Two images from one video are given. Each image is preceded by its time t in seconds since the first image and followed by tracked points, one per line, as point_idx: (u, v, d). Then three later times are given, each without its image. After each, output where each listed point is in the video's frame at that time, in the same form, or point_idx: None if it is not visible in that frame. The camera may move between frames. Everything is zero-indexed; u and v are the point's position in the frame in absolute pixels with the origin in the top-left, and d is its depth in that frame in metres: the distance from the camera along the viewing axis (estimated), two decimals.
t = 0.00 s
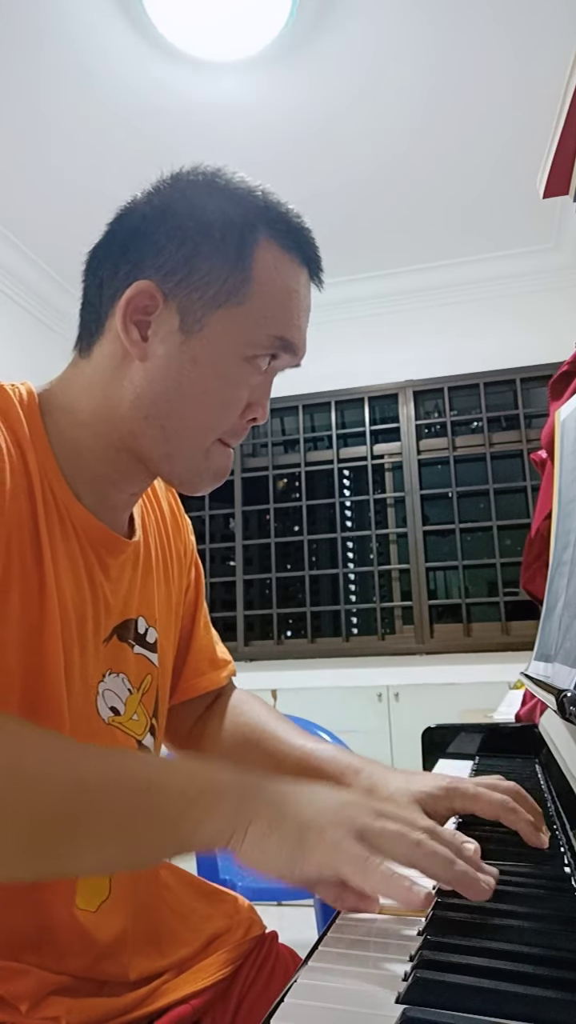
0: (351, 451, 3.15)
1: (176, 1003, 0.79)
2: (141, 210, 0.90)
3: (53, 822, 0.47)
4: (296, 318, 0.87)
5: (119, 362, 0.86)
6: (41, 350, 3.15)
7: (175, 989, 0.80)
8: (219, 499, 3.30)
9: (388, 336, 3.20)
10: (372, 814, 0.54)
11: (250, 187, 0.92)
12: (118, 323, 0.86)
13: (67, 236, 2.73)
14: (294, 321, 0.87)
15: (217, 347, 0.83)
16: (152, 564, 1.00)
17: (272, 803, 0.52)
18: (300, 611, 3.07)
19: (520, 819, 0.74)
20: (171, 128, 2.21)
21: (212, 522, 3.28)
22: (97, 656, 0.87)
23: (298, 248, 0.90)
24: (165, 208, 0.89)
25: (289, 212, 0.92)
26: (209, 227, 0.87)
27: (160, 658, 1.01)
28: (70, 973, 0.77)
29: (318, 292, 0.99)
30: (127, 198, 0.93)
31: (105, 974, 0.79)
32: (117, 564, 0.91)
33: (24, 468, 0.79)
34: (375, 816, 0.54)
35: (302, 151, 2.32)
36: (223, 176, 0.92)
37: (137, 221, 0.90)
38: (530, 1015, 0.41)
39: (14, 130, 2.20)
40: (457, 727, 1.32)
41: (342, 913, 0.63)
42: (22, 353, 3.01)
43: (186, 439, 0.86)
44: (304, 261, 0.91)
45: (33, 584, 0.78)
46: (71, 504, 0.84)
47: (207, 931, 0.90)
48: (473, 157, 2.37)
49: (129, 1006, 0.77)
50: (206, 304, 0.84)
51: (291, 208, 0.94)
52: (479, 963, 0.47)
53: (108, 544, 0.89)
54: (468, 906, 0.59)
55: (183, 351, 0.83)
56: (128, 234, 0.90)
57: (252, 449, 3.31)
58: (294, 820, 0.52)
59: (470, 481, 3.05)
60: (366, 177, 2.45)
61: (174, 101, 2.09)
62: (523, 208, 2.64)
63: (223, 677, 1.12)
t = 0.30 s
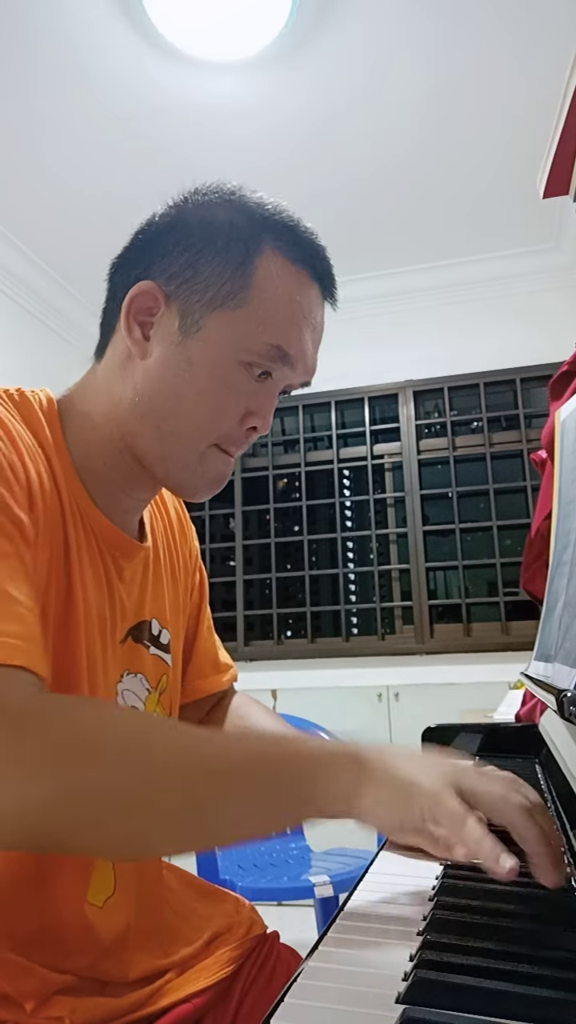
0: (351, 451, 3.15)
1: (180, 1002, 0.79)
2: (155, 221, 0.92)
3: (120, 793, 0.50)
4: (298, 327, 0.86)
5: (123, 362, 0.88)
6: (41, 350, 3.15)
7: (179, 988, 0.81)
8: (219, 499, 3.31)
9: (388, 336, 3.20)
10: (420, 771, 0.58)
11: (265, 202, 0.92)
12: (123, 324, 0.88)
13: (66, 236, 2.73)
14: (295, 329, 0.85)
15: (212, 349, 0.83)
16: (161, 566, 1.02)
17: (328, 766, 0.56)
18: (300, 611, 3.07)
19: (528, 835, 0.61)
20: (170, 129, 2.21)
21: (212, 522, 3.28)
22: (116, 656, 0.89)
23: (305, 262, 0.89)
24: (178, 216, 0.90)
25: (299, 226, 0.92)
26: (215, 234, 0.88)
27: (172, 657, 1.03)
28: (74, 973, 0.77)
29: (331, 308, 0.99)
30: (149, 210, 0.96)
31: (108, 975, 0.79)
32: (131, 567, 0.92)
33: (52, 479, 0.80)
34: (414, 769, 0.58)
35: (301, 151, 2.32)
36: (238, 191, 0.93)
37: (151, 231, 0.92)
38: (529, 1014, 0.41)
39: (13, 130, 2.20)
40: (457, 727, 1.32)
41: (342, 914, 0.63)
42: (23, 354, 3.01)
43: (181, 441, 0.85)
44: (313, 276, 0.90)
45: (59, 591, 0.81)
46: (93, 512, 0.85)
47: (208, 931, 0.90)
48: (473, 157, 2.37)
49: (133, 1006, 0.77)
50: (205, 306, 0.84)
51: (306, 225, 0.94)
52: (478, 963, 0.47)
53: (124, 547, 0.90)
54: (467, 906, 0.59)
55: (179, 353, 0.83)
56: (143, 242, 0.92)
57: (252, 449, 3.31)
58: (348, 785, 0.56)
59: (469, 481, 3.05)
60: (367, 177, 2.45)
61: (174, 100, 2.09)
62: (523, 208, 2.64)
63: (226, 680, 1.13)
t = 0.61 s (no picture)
0: (351, 451, 3.15)
1: (183, 1003, 0.80)
2: (161, 228, 0.92)
3: (129, 819, 0.52)
4: (308, 327, 0.87)
5: (140, 371, 0.87)
6: (41, 351, 3.16)
7: (183, 988, 0.81)
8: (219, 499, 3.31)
9: (388, 335, 3.20)
10: (417, 819, 0.59)
11: (267, 205, 0.93)
12: (138, 332, 0.87)
13: (66, 237, 2.73)
14: (308, 329, 0.86)
15: (231, 351, 0.83)
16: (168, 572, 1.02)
17: (327, 819, 0.57)
18: (300, 611, 3.07)
19: (529, 874, 0.56)
20: (170, 129, 2.21)
21: (212, 522, 3.28)
22: (130, 656, 0.90)
23: (312, 263, 0.90)
24: (186, 223, 0.90)
25: (304, 229, 0.92)
26: (224, 238, 0.88)
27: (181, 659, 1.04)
28: (79, 973, 0.78)
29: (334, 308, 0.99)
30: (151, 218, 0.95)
31: (112, 975, 0.80)
32: (142, 570, 0.93)
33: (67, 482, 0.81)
34: (414, 821, 0.58)
35: (301, 151, 2.33)
36: (241, 196, 0.93)
37: (157, 239, 0.91)
38: (528, 1015, 0.41)
39: (13, 130, 2.20)
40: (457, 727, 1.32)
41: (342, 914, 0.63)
42: (23, 355, 3.02)
43: (202, 443, 0.85)
44: (318, 276, 0.91)
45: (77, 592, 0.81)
46: (106, 513, 0.86)
47: (211, 930, 0.89)
48: (473, 157, 2.37)
49: (136, 1006, 0.77)
50: (221, 309, 0.84)
51: (305, 224, 0.94)
52: (477, 963, 0.47)
53: (135, 550, 0.91)
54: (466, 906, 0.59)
55: (197, 358, 0.84)
56: (150, 251, 0.91)
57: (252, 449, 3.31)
58: (345, 840, 0.57)
59: (469, 481, 3.05)
60: (367, 178, 2.45)
61: (174, 101, 2.09)
62: (523, 208, 2.64)
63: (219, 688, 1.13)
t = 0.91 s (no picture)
0: (351, 451, 3.15)
1: (184, 1003, 0.80)
2: (164, 233, 0.91)
3: (135, 807, 0.52)
4: (313, 326, 0.87)
5: (148, 374, 0.86)
6: (41, 350, 3.16)
7: (184, 988, 0.81)
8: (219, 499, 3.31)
9: (388, 335, 3.20)
10: (423, 817, 0.59)
11: (266, 208, 0.93)
12: (146, 337, 0.86)
13: (67, 237, 2.73)
14: (312, 329, 0.87)
15: (239, 354, 0.83)
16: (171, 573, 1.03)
17: (332, 819, 0.57)
18: (300, 611, 3.07)
19: (537, 877, 0.56)
20: (169, 129, 2.21)
21: (212, 522, 3.28)
22: (135, 656, 0.90)
23: (314, 263, 0.90)
24: (189, 227, 0.90)
25: (303, 230, 0.92)
26: (228, 241, 0.88)
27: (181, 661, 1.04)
28: (78, 973, 0.79)
29: (333, 307, 0.99)
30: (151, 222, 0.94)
31: (113, 976, 0.80)
32: (146, 571, 0.93)
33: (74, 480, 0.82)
34: (422, 820, 0.58)
35: (301, 151, 2.33)
36: (240, 199, 0.93)
37: (160, 244, 0.91)
38: (529, 1015, 0.41)
39: (12, 130, 2.20)
40: (457, 727, 1.32)
41: (341, 914, 0.63)
42: (23, 355, 3.01)
43: (214, 446, 0.85)
44: (319, 276, 0.91)
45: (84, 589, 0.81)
46: (112, 513, 0.86)
47: (211, 931, 0.89)
48: (473, 157, 2.37)
49: (137, 1007, 0.77)
50: (228, 312, 0.84)
51: (304, 226, 0.94)
52: (478, 963, 0.47)
53: (140, 549, 0.91)
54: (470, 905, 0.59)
55: (207, 360, 0.83)
56: (152, 255, 0.91)
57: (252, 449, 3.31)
58: (350, 840, 0.57)
59: (470, 481, 3.05)
60: (368, 178, 2.45)
61: (174, 101, 2.09)
62: (523, 208, 2.64)
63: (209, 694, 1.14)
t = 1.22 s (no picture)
0: (351, 451, 3.15)
1: (182, 1002, 0.80)
2: (162, 236, 0.89)
3: (147, 787, 0.52)
4: (313, 325, 0.88)
5: (153, 380, 0.86)
6: (41, 350, 3.16)
7: (183, 988, 0.81)
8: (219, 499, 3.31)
9: (388, 335, 3.20)
10: (430, 811, 0.57)
11: (261, 205, 0.92)
12: (151, 344, 0.85)
13: (67, 237, 2.73)
14: (312, 327, 0.88)
15: (246, 358, 0.83)
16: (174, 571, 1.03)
17: (339, 809, 0.56)
18: (300, 611, 3.07)
19: (542, 867, 0.56)
20: (169, 129, 2.21)
21: (212, 522, 3.28)
22: (138, 655, 0.90)
23: (310, 262, 0.91)
24: (186, 230, 0.88)
25: (296, 226, 0.92)
26: (228, 243, 0.87)
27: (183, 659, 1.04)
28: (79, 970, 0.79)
29: (327, 300, 0.99)
30: (146, 222, 0.92)
31: (113, 975, 0.80)
32: (150, 568, 0.93)
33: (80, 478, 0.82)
34: (429, 814, 0.57)
35: (301, 152, 2.33)
36: (235, 197, 0.92)
37: (159, 247, 0.89)
38: (529, 1015, 0.41)
39: (11, 129, 2.20)
40: (457, 727, 1.32)
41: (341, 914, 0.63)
42: (23, 354, 3.01)
43: (222, 450, 0.86)
44: (315, 274, 0.91)
45: (90, 587, 0.81)
46: (118, 513, 0.87)
47: (210, 931, 0.89)
48: (473, 157, 2.37)
49: (136, 1006, 0.77)
50: (234, 317, 0.83)
51: (297, 221, 0.94)
52: (477, 963, 0.48)
53: (144, 548, 0.91)
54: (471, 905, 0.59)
55: (214, 365, 0.83)
56: (151, 258, 0.89)
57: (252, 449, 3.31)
58: (358, 831, 0.55)
59: (470, 481, 3.05)
60: (368, 178, 2.45)
61: (174, 101, 2.09)
62: (523, 208, 2.64)
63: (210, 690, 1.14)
